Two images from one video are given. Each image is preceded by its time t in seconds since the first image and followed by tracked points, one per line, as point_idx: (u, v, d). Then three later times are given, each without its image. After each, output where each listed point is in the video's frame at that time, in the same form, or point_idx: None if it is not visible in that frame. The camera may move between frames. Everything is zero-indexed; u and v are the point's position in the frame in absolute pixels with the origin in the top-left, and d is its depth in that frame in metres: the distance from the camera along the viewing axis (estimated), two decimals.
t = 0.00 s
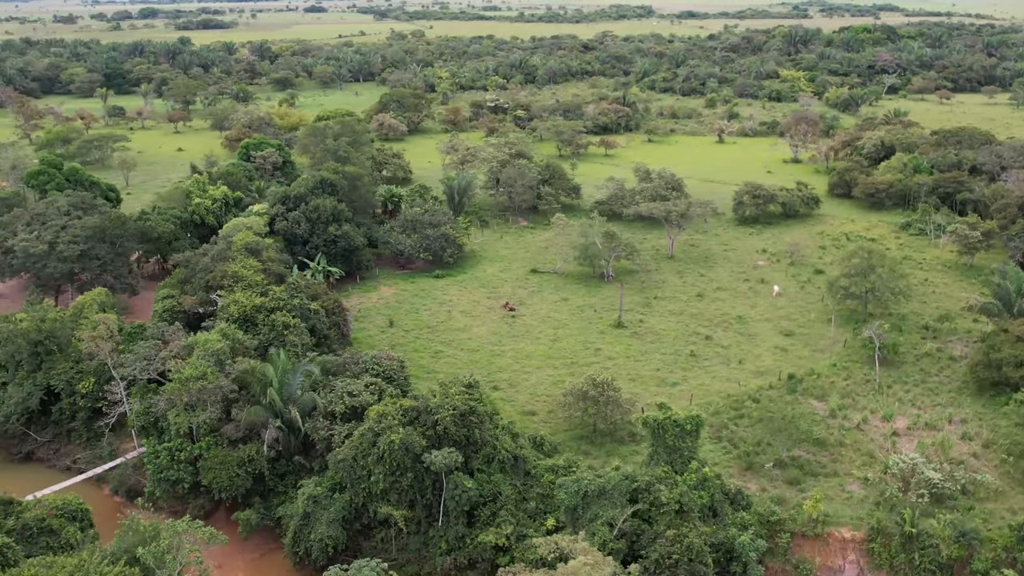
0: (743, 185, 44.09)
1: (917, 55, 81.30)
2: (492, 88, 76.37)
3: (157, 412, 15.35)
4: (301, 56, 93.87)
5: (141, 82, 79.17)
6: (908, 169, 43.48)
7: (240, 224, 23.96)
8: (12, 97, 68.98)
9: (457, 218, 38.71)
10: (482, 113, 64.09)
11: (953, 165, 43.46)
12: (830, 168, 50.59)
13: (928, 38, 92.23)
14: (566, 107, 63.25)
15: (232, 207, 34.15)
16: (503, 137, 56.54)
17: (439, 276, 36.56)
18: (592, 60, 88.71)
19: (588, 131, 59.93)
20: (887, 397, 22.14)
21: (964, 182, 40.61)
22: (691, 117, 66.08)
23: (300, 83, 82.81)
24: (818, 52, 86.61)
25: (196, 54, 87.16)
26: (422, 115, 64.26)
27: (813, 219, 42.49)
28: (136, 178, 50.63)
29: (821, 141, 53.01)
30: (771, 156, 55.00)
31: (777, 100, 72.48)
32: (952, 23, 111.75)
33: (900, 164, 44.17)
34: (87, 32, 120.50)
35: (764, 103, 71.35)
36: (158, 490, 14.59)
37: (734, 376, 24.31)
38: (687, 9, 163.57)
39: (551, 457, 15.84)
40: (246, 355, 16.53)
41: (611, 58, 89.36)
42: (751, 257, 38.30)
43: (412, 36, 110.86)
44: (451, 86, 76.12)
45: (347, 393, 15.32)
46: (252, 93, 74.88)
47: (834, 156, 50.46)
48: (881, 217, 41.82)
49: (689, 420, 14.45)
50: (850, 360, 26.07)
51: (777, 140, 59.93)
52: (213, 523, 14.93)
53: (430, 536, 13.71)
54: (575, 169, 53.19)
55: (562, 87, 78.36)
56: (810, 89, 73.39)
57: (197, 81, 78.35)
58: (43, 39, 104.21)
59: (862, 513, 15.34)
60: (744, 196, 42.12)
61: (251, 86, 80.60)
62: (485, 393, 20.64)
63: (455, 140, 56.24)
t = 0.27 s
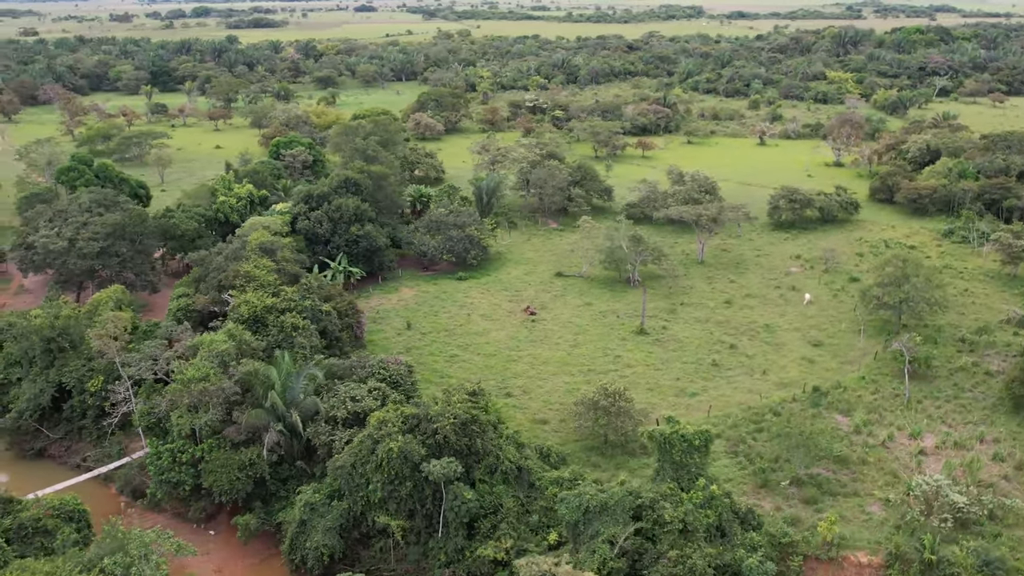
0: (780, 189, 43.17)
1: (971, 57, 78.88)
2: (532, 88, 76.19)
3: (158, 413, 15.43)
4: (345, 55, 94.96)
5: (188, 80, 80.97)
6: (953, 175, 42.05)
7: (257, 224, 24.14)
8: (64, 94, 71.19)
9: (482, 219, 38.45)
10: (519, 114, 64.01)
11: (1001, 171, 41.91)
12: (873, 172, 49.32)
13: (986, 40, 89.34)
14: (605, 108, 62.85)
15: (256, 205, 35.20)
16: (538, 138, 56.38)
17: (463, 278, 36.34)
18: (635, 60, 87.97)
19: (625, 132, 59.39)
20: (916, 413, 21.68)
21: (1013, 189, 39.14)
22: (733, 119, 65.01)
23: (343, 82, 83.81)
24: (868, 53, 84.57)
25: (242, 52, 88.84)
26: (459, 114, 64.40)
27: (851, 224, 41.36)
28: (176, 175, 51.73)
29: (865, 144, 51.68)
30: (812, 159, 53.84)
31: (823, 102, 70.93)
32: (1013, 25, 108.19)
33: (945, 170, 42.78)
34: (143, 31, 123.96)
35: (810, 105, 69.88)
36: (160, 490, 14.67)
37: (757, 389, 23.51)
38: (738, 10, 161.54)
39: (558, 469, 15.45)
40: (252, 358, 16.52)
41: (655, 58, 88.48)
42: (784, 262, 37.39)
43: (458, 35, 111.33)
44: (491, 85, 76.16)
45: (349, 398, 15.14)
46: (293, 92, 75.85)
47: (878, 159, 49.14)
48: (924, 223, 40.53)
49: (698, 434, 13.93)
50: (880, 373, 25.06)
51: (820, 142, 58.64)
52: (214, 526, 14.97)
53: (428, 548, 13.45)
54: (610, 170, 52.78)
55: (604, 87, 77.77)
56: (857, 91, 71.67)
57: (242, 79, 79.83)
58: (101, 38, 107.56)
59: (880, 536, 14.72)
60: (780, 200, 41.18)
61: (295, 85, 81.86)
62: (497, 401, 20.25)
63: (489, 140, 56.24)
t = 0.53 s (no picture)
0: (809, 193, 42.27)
1: (1021, 58, 76.39)
2: (565, 87, 75.87)
3: (155, 414, 15.46)
4: (381, 54, 95.52)
5: (225, 77, 82.13)
6: (992, 180, 40.72)
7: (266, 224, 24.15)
8: (104, 91, 72.72)
9: (499, 220, 38.08)
10: (550, 114, 63.78)
11: None
12: (909, 175, 48.11)
13: None
14: (637, 108, 62.29)
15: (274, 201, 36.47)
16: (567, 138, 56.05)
17: (480, 280, 36.10)
18: (672, 59, 87.09)
19: (656, 133, 58.82)
20: (938, 429, 20.93)
21: None
22: (768, 120, 63.94)
23: (378, 80, 84.30)
24: (911, 54, 82.49)
25: (280, 50, 89.89)
26: (489, 113, 64.26)
27: (882, 230, 40.28)
28: (206, 171, 52.39)
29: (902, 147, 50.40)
30: (846, 162, 52.68)
31: (862, 103, 69.41)
32: None
33: (984, 174, 41.45)
34: (189, 29, 126.30)
35: (848, 106, 68.42)
36: (154, 492, 14.68)
37: (771, 401, 22.54)
38: (782, 9, 159.10)
39: (558, 481, 15.05)
40: (251, 360, 16.44)
41: (693, 58, 87.49)
42: (810, 268, 36.54)
43: (497, 34, 111.35)
44: (525, 84, 76.02)
45: (344, 404, 14.92)
46: (325, 90, 76.40)
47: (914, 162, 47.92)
48: (960, 230, 39.31)
49: (698, 449, 13.45)
50: (901, 386, 24.17)
51: (856, 145, 57.37)
52: (209, 529, 15.09)
53: (418, 559, 13.11)
54: (638, 171, 52.22)
55: (639, 87, 77.02)
56: (899, 93, 69.98)
57: (278, 77, 80.72)
58: (148, 35, 109.95)
59: (889, 561, 14.22)
60: (809, 204, 40.31)
61: (330, 83, 82.53)
62: (501, 409, 19.89)
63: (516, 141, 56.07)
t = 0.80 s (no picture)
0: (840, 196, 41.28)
1: None
2: (600, 86, 75.41)
3: (149, 416, 15.40)
4: (418, 52, 95.85)
5: (262, 75, 83.03)
6: None
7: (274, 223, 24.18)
8: (143, 88, 74.04)
9: (516, 221, 37.69)
10: (581, 114, 63.41)
11: None
12: (946, 179, 46.78)
13: None
14: (671, 108, 61.64)
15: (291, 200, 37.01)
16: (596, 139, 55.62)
17: (496, 283, 35.78)
18: (711, 59, 86.05)
19: (688, 134, 58.15)
20: (959, 446, 20.10)
21: None
22: (805, 122, 62.77)
23: (413, 79, 84.62)
24: (958, 55, 80.28)
25: (317, 49, 90.69)
26: (521, 113, 64.04)
27: (915, 236, 39.19)
28: (236, 168, 52.97)
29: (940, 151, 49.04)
30: (882, 165, 51.41)
31: (904, 105, 67.77)
32: None
33: None
34: (233, 27, 128.29)
35: (889, 107, 66.84)
36: (147, 495, 14.63)
37: (786, 412, 22.01)
38: (828, 9, 156.36)
39: (554, 493, 14.63)
40: (248, 362, 16.36)
41: (732, 58, 86.33)
42: (836, 275, 35.64)
43: (536, 33, 111.16)
44: (559, 84, 75.72)
45: (335, 409, 14.69)
46: (359, 88, 76.82)
47: (952, 166, 46.57)
48: (997, 237, 38.03)
49: (693, 465, 13.00)
50: (923, 400, 23.24)
51: (893, 148, 55.97)
52: (202, 533, 14.98)
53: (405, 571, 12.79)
54: (667, 172, 51.59)
55: (676, 87, 76.12)
56: (942, 95, 68.18)
57: (314, 76, 81.40)
58: (192, 34, 111.93)
59: None
60: (839, 208, 39.36)
61: (365, 81, 83.04)
62: (504, 416, 19.55)
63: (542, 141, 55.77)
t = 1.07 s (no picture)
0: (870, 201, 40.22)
1: None
2: (633, 86, 74.78)
3: (142, 416, 15.34)
4: (453, 51, 95.89)
5: (296, 73, 83.71)
6: None
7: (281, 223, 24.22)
8: (177, 85, 75.13)
9: (533, 223, 37.24)
10: (611, 115, 62.92)
11: None
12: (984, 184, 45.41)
13: None
14: (703, 108, 60.84)
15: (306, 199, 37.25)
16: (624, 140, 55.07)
17: (510, 285, 35.38)
18: (749, 59, 84.86)
19: (718, 135, 57.38)
20: (980, 465, 19.19)
21: None
22: (841, 123, 61.48)
23: (447, 78, 84.72)
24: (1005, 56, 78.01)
25: (352, 47, 91.23)
26: (550, 113, 63.61)
27: (947, 242, 38.08)
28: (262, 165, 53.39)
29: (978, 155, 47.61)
30: (917, 168, 50.10)
31: (946, 107, 66.07)
32: None
33: None
34: (275, 26, 129.87)
35: (930, 110, 65.18)
36: (138, 496, 14.56)
37: (797, 425, 21.28)
38: (875, 10, 153.41)
39: (547, 507, 14.22)
40: (243, 364, 16.23)
41: (770, 58, 85.03)
42: (862, 282, 34.70)
43: (574, 32, 110.75)
44: (592, 83, 75.26)
45: (326, 415, 14.44)
46: (391, 86, 77.00)
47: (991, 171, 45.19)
48: None
49: (686, 482, 12.52)
50: (944, 415, 22.30)
51: (931, 151, 54.53)
52: (194, 537, 14.89)
53: None
54: (695, 174, 50.84)
55: (711, 88, 75.08)
56: (986, 97, 66.31)
57: (347, 75, 81.86)
58: (233, 32, 113.55)
59: None
60: (869, 213, 38.35)
61: (399, 80, 83.30)
62: (505, 424, 19.23)
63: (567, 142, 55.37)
